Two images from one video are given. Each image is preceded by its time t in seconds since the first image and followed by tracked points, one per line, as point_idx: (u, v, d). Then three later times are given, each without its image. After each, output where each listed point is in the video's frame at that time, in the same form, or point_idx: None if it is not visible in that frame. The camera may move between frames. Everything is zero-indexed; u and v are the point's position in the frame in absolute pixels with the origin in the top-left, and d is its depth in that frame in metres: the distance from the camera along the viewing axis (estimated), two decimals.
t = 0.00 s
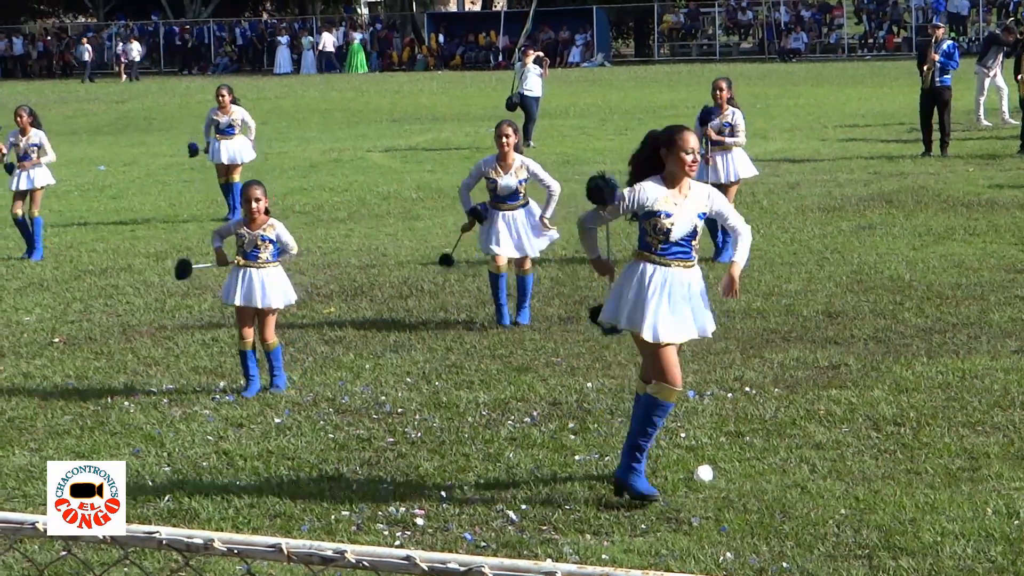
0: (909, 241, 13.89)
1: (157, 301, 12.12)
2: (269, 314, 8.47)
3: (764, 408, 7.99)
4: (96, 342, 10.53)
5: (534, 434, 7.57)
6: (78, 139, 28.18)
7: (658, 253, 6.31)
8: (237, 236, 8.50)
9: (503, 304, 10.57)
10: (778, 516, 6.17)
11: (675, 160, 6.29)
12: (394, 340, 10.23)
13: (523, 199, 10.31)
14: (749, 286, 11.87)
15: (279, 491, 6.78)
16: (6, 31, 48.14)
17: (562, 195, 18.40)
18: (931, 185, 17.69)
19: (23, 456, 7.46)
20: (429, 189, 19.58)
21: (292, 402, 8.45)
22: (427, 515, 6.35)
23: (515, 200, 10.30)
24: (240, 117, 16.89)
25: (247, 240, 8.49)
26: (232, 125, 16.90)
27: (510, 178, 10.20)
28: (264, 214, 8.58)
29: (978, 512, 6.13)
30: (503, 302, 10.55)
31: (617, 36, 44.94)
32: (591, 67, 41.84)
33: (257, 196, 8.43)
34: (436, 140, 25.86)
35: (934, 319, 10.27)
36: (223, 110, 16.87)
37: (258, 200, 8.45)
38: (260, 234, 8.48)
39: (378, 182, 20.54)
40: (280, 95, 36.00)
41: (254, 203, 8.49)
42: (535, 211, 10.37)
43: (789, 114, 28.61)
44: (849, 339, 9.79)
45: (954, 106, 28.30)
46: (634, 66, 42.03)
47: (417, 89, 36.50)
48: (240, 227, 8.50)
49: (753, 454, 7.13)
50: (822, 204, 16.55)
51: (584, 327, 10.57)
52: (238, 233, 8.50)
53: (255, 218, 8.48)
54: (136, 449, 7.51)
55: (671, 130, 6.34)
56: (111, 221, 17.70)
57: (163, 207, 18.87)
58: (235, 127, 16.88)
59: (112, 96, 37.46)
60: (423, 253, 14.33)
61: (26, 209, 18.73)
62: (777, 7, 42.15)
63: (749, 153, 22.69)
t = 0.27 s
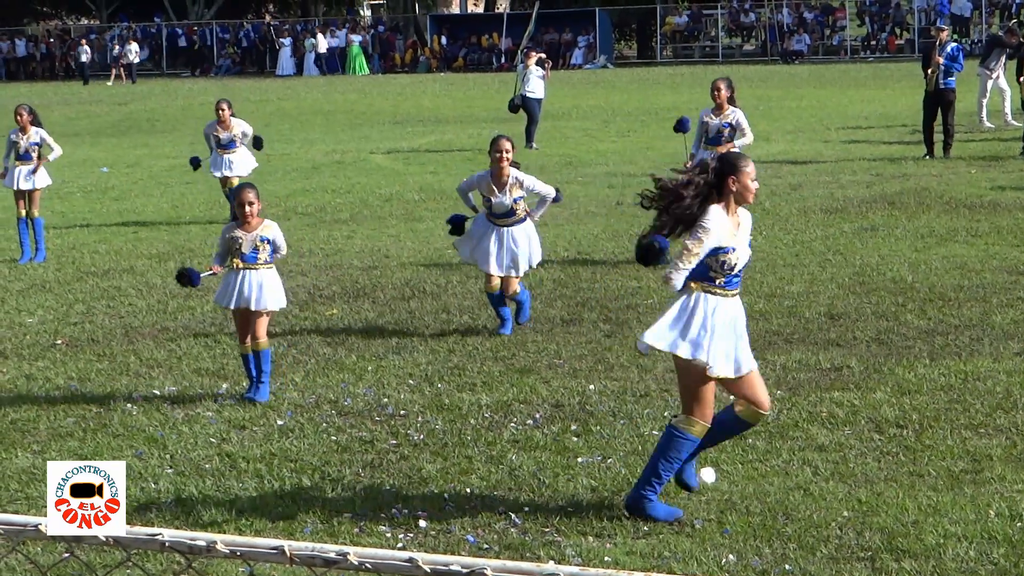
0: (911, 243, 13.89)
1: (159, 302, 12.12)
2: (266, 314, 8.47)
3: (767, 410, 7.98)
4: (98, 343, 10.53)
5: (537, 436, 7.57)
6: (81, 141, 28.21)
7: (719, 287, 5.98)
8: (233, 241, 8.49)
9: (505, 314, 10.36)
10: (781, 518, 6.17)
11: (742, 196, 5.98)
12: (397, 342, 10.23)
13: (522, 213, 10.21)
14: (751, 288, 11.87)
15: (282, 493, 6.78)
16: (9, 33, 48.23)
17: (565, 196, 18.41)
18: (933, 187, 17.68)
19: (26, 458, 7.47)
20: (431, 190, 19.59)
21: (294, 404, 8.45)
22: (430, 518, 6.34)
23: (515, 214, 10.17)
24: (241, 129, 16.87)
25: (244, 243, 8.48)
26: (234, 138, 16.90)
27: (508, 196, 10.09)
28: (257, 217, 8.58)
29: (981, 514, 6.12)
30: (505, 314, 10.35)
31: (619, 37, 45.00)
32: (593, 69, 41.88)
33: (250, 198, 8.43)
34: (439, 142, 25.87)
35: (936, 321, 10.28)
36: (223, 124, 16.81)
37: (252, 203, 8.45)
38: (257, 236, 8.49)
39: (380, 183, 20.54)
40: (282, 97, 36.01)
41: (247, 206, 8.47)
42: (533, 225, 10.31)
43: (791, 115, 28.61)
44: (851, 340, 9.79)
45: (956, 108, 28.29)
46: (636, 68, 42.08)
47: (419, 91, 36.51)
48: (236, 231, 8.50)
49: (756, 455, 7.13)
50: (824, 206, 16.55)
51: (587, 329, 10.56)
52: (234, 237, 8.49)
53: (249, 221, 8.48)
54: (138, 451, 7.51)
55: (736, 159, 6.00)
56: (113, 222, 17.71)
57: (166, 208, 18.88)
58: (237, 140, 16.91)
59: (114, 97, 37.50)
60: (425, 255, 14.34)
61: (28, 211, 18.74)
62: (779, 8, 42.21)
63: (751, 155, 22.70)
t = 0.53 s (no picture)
0: (913, 248, 13.89)
1: (161, 304, 12.14)
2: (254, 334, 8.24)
3: (768, 414, 7.98)
4: (100, 345, 10.55)
5: (537, 439, 7.57)
6: (83, 143, 28.25)
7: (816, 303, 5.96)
8: (217, 256, 8.24)
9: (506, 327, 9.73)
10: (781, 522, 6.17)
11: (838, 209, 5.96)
12: (398, 344, 10.23)
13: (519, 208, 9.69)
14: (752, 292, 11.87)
15: (281, 495, 6.79)
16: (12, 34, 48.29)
17: (566, 200, 18.41)
18: (935, 192, 17.69)
19: (26, 459, 7.47)
20: (433, 194, 19.60)
21: (295, 407, 8.46)
22: (429, 520, 6.34)
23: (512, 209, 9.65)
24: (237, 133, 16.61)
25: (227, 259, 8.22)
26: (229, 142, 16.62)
27: (509, 185, 9.56)
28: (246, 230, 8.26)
29: (981, 519, 6.12)
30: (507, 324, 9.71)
31: (621, 41, 45.07)
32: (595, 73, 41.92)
33: (232, 215, 8.11)
34: (440, 145, 25.89)
35: (937, 326, 10.27)
36: (218, 127, 16.57)
37: (234, 219, 8.13)
38: (239, 255, 8.19)
39: (381, 186, 20.56)
40: (284, 100, 36.04)
41: (232, 221, 8.16)
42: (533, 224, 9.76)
43: (793, 120, 28.62)
44: (852, 346, 9.79)
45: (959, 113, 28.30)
46: (638, 72, 42.13)
47: (421, 94, 36.54)
48: (219, 247, 8.24)
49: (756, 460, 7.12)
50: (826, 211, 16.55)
51: (588, 333, 10.57)
52: (217, 253, 8.25)
53: (234, 238, 8.19)
54: (139, 453, 7.52)
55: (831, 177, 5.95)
56: (115, 224, 17.74)
57: (167, 210, 18.91)
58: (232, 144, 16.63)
59: (116, 99, 37.55)
60: (427, 258, 14.35)
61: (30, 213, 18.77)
62: (781, 13, 42.25)
63: (752, 159, 22.71)
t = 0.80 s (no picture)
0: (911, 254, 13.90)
1: (159, 308, 12.14)
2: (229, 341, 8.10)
3: (765, 420, 7.98)
4: (98, 348, 10.54)
5: (535, 444, 7.57)
6: (82, 146, 28.25)
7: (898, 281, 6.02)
8: (179, 266, 7.99)
9: (495, 338, 9.44)
10: (779, 527, 6.17)
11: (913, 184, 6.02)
12: (396, 349, 10.23)
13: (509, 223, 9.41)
14: (751, 297, 11.87)
15: (279, 499, 6.79)
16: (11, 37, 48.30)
17: (565, 205, 18.40)
18: (934, 198, 17.70)
19: (25, 462, 7.47)
20: (432, 198, 19.60)
21: (293, 411, 8.46)
22: (427, 525, 6.34)
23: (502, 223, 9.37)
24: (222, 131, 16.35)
25: (190, 268, 7.98)
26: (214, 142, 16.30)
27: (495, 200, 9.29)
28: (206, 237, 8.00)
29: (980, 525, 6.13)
30: (496, 335, 9.41)
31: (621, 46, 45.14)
32: (595, 78, 41.96)
33: (192, 227, 7.84)
34: (439, 150, 25.90)
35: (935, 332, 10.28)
36: (202, 127, 16.23)
37: (195, 231, 7.86)
38: (202, 264, 7.95)
39: (380, 190, 20.55)
40: (283, 103, 36.05)
41: (192, 232, 7.89)
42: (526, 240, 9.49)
43: (792, 125, 28.65)
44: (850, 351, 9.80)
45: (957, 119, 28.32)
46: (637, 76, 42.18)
47: (421, 98, 36.55)
48: (181, 256, 7.99)
49: (754, 465, 7.12)
50: (825, 216, 16.56)
51: (586, 338, 10.57)
52: (179, 263, 7.99)
53: (196, 248, 7.94)
54: (137, 456, 7.51)
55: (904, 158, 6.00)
56: (114, 227, 17.74)
57: (166, 214, 18.91)
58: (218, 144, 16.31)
59: (115, 102, 37.55)
60: (425, 262, 14.34)
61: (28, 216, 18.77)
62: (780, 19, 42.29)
63: (751, 164, 22.72)
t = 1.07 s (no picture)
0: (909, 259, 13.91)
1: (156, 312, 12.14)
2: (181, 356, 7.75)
3: (763, 425, 7.98)
4: (95, 352, 10.54)
5: (532, 449, 7.57)
6: (80, 150, 28.25)
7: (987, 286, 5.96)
8: (135, 276, 7.73)
9: (502, 361, 9.07)
10: (776, 533, 6.17)
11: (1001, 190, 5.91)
12: (393, 353, 10.23)
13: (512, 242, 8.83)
14: (748, 303, 11.88)
15: (276, 503, 6.78)
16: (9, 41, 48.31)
17: (563, 209, 18.41)
18: (931, 204, 17.72)
19: (21, 466, 7.47)
20: (430, 202, 19.60)
21: (290, 415, 8.46)
22: (424, 530, 6.33)
23: (505, 243, 8.76)
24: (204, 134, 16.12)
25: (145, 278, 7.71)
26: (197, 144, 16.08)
27: (499, 216, 8.70)
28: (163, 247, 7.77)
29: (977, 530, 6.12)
30: (503, 358, 9.06)
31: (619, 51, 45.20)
32: (592, 82, 42.01)
33: (146, 233, 7.61)
34: (437, 154, 25.91)
35: (932, 338, 10.28)
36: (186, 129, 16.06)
37: (148, 238, 7.62)
38: (157, 273, 7.67)
39: (378, 195, 20.56)
40: (281, 108, 36.07)
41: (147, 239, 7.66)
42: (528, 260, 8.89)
43: (789, 130, 28.68)
44: (847, 356, 9.80)
45: (955, 125, 28.35)
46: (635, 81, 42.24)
47: (418, 103, 36.57)
48: (137, 266, 7.74)
49: (751, 471, 7.12)
50: (822, 221, 16.57)
51: (584, 343, 10.56)
52: (135, 272, 7.74)
53: (150, 256, 7.68)
54: (134, 460, 7.50)
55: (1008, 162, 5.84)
56: (111, 231, 17.75)
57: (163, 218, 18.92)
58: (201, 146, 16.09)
59: (113, 106, 37.56)
60: (423, 267, 14.35)
61: (26, 220, 18.78)
62: (778, 24, 42.32)
63: (749, 169, 22.74)
